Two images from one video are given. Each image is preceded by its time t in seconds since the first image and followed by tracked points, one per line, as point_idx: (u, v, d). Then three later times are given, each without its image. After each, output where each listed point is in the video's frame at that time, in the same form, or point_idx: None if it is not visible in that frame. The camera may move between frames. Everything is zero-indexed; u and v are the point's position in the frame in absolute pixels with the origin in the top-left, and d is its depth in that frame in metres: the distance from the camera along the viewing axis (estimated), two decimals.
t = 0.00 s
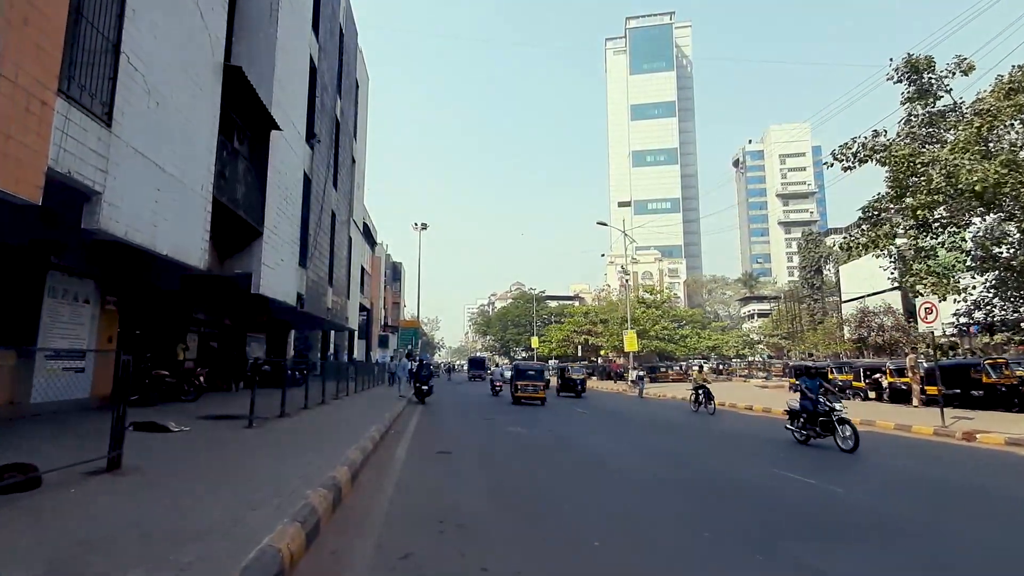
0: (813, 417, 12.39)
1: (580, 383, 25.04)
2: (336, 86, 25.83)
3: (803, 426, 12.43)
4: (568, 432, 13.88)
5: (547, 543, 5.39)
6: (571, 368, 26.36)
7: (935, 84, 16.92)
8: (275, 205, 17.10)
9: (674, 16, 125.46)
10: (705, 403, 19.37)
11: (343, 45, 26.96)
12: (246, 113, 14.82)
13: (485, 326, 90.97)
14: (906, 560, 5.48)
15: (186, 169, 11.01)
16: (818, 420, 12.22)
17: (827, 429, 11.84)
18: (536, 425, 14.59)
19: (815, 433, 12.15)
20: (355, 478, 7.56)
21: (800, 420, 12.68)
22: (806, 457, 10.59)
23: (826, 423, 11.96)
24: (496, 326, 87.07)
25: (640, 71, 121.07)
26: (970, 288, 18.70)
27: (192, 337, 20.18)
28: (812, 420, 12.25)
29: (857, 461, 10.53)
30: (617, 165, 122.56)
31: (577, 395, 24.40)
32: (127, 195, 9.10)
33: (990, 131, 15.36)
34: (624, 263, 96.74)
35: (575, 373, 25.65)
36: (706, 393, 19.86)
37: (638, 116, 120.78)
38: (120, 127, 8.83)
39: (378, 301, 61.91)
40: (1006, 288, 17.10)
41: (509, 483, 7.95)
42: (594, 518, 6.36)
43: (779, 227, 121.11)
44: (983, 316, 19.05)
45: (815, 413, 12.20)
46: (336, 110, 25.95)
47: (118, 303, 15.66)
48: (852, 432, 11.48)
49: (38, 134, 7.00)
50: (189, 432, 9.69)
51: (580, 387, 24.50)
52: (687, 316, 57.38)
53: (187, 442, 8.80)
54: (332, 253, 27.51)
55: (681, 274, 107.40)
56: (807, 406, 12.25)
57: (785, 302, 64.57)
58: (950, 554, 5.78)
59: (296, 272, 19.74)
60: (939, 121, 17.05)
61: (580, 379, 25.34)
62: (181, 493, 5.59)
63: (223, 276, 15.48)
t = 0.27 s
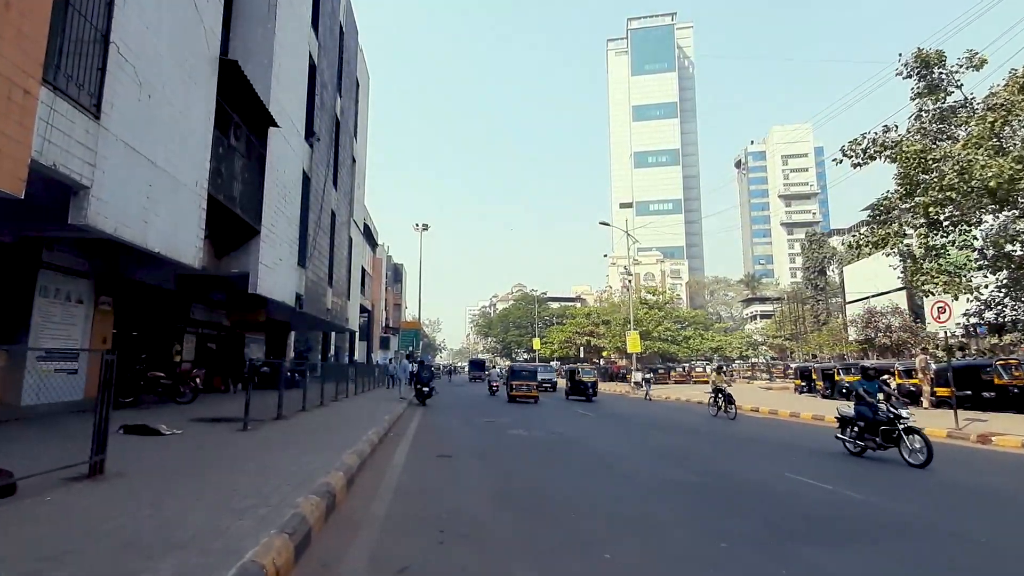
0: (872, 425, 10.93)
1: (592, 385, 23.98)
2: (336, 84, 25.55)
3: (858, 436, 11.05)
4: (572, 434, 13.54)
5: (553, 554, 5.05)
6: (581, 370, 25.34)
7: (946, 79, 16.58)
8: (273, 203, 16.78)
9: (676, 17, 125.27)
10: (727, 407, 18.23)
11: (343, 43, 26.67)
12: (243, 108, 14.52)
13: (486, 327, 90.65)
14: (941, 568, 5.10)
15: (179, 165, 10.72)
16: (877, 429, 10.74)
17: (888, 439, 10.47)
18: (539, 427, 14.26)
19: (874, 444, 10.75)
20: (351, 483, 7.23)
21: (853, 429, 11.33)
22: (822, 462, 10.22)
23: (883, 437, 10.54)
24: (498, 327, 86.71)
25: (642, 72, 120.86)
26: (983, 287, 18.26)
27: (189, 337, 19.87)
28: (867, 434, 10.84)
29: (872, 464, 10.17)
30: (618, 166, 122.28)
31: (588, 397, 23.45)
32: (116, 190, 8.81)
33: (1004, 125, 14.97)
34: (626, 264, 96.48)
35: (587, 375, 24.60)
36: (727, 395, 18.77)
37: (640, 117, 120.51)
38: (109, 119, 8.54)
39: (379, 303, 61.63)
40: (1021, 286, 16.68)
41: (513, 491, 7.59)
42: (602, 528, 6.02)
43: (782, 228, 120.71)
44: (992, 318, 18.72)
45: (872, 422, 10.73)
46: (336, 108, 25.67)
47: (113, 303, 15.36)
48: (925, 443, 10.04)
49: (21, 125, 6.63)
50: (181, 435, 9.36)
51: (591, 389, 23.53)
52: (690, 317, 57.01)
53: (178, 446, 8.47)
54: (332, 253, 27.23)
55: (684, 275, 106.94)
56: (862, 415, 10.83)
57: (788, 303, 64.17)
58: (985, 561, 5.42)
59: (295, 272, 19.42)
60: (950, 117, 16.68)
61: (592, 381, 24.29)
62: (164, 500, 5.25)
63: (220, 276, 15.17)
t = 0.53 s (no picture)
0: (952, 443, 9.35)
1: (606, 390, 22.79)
2: (336, 84, 25.32)
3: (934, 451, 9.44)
4: (576, 439, 13.19)
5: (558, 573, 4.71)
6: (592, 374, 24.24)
7: (957, 75, 16.23)
8: (271, 202, 16.50)
9: (678, 18, 125.06)
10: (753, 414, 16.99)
11: (343, 42, 26.44)
12: (240, 105, 14.24)
13: (488, 329, 90.28)
14: None
15: (173, 161, 10.45)
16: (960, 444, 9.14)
17: (972, 456, 8.89)
18: (542, 432, 13.91)
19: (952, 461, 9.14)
20: (345, 492, 6.89)
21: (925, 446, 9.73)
22: (835, 470, 9.86)
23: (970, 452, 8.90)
24: (500, 329, 86.38)
25: (644, 73, 120.66)
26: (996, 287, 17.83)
27: (187, 339, 19.58)
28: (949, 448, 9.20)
29: (888, 472, 9.80)
30: (620, 167, 121.94)
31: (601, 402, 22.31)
32: (105, 185, 8.53)
33: (1019, 121, 14.59)
34: (628, 265, 96.09)
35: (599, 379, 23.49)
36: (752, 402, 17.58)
37: (642, 118, 120.23)
38: (98, 112, 8.26)
39: (381, 304, 61.41)
40: None
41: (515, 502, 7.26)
42: (609, 543, 5.69)
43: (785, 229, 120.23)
44: (1004, 320, 18.33)
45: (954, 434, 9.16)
46: (336, 108, 25.41)
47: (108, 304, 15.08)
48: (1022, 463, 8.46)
49: None
50: (172, 441, 9.05)
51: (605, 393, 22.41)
52: (693, 319, 56.59)
53: (167, 453, 8.16)
54: (332, 254, 26.96)
55: (686, 276, 106.47)
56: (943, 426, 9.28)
57: (792, 304, 63.76)
58: None
59: (294, 273, 19.13)
60: (961, 113, 16.31)
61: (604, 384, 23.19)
62: (144, 516, 4.93)
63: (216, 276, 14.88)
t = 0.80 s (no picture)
0: None
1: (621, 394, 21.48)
2: (337, 84, 25.08)
3: None
4: (581, 445, 12.82)
5: None
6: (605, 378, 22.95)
7: (969, 71, 15.88)
8: (269, 202, 16.21)
9: (680, 20, 124.90)
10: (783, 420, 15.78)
11: (344, 42, 26.23)
12: (238, 103, 13.98)
13: (490, 332, 89.85)
14: None
15: (167, 157, 10.16)
16: None
17: None
18: (547, 437, 13.56)
19: None
20: (341, 502, 6.54)
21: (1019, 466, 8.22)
22: (852, 478, 9.49)
23: None
24: (502, 331, 86.00)
25: (646, 75, 120.49)
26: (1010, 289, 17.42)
27: (185, 341, 19.27)
28: None
29: (907, 480, 9.42)
30: (622, 169, 121.64)
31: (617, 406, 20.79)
32: (95, 181, 8.25)
33: None
34: (631, 267, 95.68)
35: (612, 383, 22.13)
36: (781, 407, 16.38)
37: (644, 121, 119.98)
38: (87, 106, 7.99)
39: (382, 306, 61.11)
40: None
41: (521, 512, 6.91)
42: (622, 557, 5.34)
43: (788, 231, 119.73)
44: (1017, 322, 17.98)
45: None
46: (337, 107, 25.16)
47: (104, 305, 14.79)
48: None
49: None
50: (164, 447, 8.73)
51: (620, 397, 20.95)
52: (697, 321, 56.16)
53: (158, 461, 7.83)
54: (333, 255, 26.68)
55: (689, 278, 106.00)
56: None
57: (796, 306, 63.32)
58: None
59: (293, 274, 18.82)
60: (974, 111, 15.95)
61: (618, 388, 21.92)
62: (126, 529, 4.61)
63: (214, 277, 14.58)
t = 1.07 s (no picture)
0: None
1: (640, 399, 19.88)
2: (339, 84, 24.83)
3: None
4: (588, 449, 12.46)
5: None
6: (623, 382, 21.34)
7: (985, 68, 15.55)
8: (269, 202, 15.90)
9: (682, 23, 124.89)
10: (819, 428, 14.35)
11: (346, 41, 25.99)
12: (237, 99, 13.71)
13: (492, 335, 89.48)
14: None
15: (162, 155, 9.86)
16: None
17: None
18: (553, 441, 13.20)
19: None
20: (340, 511, 6.19)
21: None
22: (874, 485, 9.10)
23: None
24: (504, 335, 85.58)
25: (648, 78, 120.39)
26: None
27: (183, 343, 18.93)
28: None
29: (932, 486, 9.02)
30: (625, 172, 121.37)
31: (636, 413, 19.25)
32: (87, 178, 7.94)
33: None
34: (633, 270, 95.28)
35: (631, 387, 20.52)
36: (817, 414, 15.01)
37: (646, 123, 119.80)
38: (79, 99, 7.70)
39: (384, 309, 60.79)
40: None
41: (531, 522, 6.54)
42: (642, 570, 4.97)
43: (791, 234, 119.32)
44: None
45: None
46: (339, 108, 24.91)
47: (100, 306, 14.50)
48: None
49: None
50: (157, 453, 8.40)
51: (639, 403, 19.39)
52: (701, 324, 55.72)
53: (150, 468, 7.50)
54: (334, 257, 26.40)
55: (692, 281, 105.50)
56: None
57: (801, 309, 62.87)
58: None
59: (294, 275, 18.49)
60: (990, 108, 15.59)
61: (637, 393, 20.32)
62: (107, 544, 4.25)
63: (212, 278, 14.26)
